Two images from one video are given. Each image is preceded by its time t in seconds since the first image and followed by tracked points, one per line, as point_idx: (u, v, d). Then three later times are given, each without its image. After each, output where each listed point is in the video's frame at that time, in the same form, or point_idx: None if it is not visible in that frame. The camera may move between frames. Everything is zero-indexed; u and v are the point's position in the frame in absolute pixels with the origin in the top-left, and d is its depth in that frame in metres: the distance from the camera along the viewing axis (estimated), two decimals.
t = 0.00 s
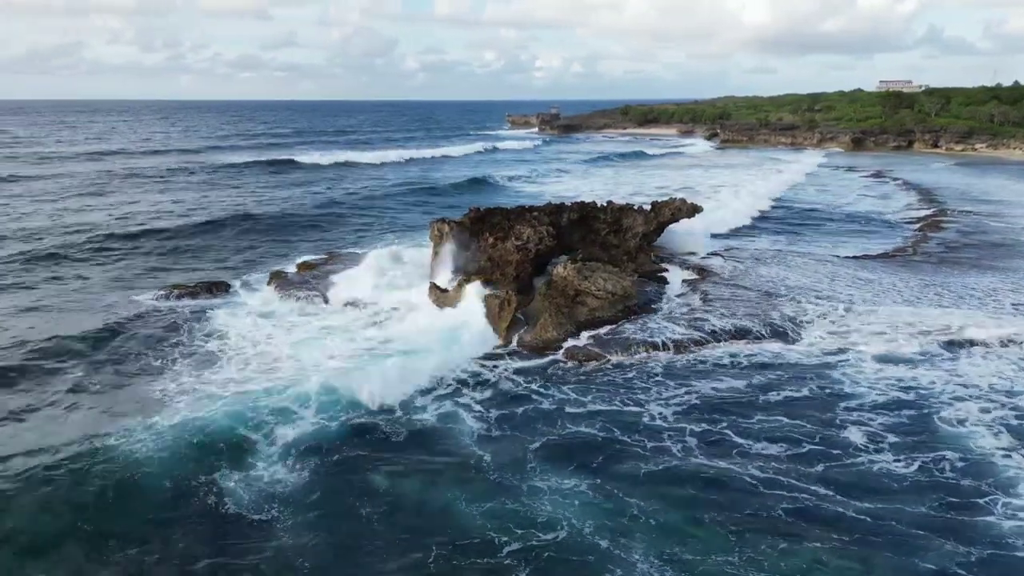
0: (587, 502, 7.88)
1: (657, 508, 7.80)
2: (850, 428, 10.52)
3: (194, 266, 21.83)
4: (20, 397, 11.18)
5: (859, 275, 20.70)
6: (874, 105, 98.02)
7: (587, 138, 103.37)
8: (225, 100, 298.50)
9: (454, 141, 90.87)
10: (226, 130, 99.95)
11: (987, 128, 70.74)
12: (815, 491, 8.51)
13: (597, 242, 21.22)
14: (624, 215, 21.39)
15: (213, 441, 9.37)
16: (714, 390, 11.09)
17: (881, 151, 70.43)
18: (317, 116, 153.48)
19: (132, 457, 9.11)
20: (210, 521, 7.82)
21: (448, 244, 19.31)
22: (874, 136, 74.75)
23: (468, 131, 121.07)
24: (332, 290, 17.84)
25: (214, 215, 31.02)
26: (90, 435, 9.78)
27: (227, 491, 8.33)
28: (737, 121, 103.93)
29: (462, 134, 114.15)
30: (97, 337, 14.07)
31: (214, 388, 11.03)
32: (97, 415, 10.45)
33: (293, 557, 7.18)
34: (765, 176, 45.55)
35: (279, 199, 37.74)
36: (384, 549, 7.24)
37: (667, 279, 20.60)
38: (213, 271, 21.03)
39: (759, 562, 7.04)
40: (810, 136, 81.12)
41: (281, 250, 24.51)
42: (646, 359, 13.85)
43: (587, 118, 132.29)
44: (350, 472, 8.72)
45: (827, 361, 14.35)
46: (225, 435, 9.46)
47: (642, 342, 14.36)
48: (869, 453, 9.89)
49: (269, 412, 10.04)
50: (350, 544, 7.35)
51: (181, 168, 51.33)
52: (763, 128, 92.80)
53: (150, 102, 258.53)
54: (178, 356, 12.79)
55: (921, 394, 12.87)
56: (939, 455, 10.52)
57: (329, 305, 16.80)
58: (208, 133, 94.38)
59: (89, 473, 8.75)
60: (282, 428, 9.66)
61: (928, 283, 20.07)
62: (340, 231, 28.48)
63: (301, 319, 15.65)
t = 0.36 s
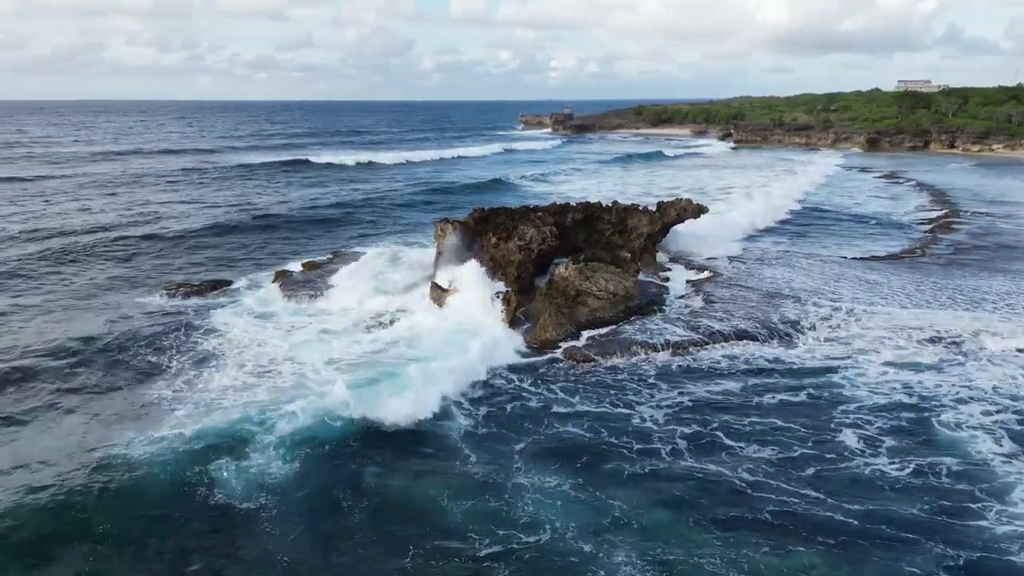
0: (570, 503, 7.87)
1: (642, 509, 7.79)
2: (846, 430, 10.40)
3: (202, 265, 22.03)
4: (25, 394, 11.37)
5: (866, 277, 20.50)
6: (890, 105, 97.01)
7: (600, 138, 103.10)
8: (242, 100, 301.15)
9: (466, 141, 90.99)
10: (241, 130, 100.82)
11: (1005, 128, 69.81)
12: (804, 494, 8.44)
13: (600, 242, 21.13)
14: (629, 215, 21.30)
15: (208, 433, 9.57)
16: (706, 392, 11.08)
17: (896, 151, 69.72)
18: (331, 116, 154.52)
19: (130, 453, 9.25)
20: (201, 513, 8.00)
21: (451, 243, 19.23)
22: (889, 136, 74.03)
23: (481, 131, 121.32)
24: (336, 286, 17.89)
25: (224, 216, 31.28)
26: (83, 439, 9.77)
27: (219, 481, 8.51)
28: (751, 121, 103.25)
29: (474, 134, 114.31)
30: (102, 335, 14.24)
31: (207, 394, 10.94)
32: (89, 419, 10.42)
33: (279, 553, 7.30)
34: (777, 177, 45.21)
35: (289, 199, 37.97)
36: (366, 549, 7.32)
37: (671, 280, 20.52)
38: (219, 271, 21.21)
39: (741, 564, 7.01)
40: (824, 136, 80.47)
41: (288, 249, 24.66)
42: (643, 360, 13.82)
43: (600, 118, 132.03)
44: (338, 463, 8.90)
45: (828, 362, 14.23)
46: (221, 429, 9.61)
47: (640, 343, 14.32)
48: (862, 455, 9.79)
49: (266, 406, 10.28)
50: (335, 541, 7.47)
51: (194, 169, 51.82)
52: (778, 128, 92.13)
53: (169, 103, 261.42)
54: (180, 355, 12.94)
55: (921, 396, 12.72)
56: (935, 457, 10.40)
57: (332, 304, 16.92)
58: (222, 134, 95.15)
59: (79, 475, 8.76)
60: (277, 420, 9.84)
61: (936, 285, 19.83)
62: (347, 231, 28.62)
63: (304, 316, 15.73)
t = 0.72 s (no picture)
0: (551, 504, 7.93)
1: (623, 511, 7.81)
2: (838, 434, 10.28)
3: (209, 264, 22.24)
4: (27, 393, 11.54)
5: (873, 278, 20.28)
6: (907, 105, 95.88)
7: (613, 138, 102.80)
8: (259, 100, 303.57)
9: (479, 142, 91.02)
10: (256, 131, 101.56)
11: None
12: (790, 496, 8.40)
13: (604, 242, 21.05)
14: (634, 215, 21.22)
15: (205, 432, 9.75)
16: (699, 395, 11.02)
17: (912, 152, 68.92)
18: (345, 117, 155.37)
19: (126, 451, 9.41)
20: (194, 506, 8.12)
21: (454, 242, 19.20)
22: (905, 137, 73.19)
23: (495, 131, 121.50)
24: (338, 285, 17.97)
25: (234, 215, 31.56)
26: (78, 441, 9.87)
27: (210, 474, 8.67)
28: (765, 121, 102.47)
29: (487, 134, 114.34)
30: (105, 334, 14.42)
31: (199, 399, 10.93)
32: (82, 422, 10.49)
33: (266, 546, 7.44)
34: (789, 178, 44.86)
35: (299, 199, 38.20)
36: (351, 546, 7.44)
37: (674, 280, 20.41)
38: (226, 270, 21.41)
39: (721, 566, 7.00)
40: (839, 137, 79.71)
41: (295, 249, 24.83)
42: (641, 362, 13.79)
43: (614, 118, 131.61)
44: (329, 451, 9.04)
45: (829, 363, 14.09)
46: (215, 429, 9.79)
47: (638, 345, 14.28)
48: (853, 458, 9.69)
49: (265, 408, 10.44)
50: (321, 537, 7.60)
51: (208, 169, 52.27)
52: (792, 128, 91.33)
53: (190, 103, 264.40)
54: (181, 354, 13.09)
55: (921, 397, 12.57)
56: (930, 459, 10.27)
57: (334, 303, 17.01)
58: (237, 134, 95.92)
59: (69, 481, 8.76)
60: (272, 420, 10.00)
61: (944, 286, 19.61)
62: (354, 232, 28.76)
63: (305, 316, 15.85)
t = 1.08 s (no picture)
0: (531, 505, 8.10)
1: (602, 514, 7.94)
2: (829, 437, 10.24)
3: (216, 263, 22.49)
4: (30, 392, 11.77)
5: (879, 280, 20.11)
6: (925, 104, 94.78)
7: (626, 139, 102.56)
8: (276, 101, 305.62)
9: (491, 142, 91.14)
10: (270, 131, 102.35)
11: None
12: (773, 497, 8.40)
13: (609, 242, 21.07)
14: (639, 216, 21.24)
15: (203, 433, 9.93)
16: (691, 398, 11.03)
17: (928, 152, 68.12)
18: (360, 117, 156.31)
19: (124, 451, 9.62)
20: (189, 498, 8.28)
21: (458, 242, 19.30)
22: (922, 137, 72.36)
23: (508, 132, 121.58)
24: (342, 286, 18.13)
25: (244, 215, 31.88)
26: (77, 440, 10.07)
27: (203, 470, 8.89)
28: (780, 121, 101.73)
29: (501, 134, 114.41)
30: (109, 334, 14.66)
31: (197, 399, 11.11)
32: (82, 421, 10.69)
33: (253, 538, 7.63)
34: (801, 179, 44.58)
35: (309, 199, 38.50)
36: (336, 545, 7.65)
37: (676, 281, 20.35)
38: (233, 269, 21.65)
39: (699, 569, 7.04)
40: (855, 137, 78.98)
41: (302, 249, 25.04)
42: (638, 363, 13.80)
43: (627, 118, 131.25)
44: (325, 443, 9.17)
45: (828, 364, 14.02)
46: (210, 431, 10.03)
47: (635, 346, 14.30)
48: (842, 461, 9.63)
49: (260, 412, 10.58)
50: (307, 533, 7.77)
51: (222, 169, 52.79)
52: (807, 128, 90.57)
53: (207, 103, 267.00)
54: (183, 354, 13.29)
55: (919, 399, 12.47)
56: (923, 462, 10.19)
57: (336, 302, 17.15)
58: (253, 134, 96.77)
59: (66, 481, 8.94)
60: (265, 425, 10.19)
61: (951, 289, 19.42)
62: (362, 232, 28.96)
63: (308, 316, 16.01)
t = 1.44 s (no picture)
0: (510, 502, 8.39)
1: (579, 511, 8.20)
2: (817, 439, 10.20)
3: (222, 263, 22.75)
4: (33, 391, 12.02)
5: (884, 282, 19.96)
6: (943, 104, 93.60)
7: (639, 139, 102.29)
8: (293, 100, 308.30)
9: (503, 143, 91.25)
10: (284, 131, 103.14)
11: None
12: (755, 501, 8.38)
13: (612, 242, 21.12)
14: (643, 216, 21.29)
15: (197, 433, 10.17)
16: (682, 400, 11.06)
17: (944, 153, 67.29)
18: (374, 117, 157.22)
19: (120, 451, 9.86)
20: (181, 500, 8.58)
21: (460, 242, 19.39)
22: (939, 138, 71.49)
23: (521, 132, 121.55)
24: (343, 287, 18.28)
25: (253, 215, 32.20)
26: (75, 440, 10.29)
27: (196, 472, 9.17)
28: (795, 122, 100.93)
29: (513, 134, 114.39)
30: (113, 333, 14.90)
31: (194, 399, 11.32)
32: (80, 421, 10.90)
33: (241, 541, 7.90)
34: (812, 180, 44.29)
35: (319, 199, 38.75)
36: (321, 543, 7.91)
37: (678, 281, 20.31)
38: (239, 268, 21.87)
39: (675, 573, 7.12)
40: (870, 137, 78.18)
41: (308, 249, 25.25)
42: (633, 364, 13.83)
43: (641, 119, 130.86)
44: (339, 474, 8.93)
45: (826, 368, 13.96)
46: (203, 429, 10.28)
47: (631, 346, 14.32)
48: (829, 464, 9.56)
49: (253, 413, 10.74)
50: (293, 534, 8.00)
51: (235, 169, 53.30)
52: (822, 128, 89.77)
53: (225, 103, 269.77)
54: (184, 353, 13.50)
55: (915, 403, 12.40)
56: (914, 465, 10.12)
57: (338, 302, 17.30)
58: (267, 134, 97.52)
59: (63, 481, 9.17)
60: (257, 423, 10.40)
61: (956, 292, 19.25)
62: (369, 232, 29.16)
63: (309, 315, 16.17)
